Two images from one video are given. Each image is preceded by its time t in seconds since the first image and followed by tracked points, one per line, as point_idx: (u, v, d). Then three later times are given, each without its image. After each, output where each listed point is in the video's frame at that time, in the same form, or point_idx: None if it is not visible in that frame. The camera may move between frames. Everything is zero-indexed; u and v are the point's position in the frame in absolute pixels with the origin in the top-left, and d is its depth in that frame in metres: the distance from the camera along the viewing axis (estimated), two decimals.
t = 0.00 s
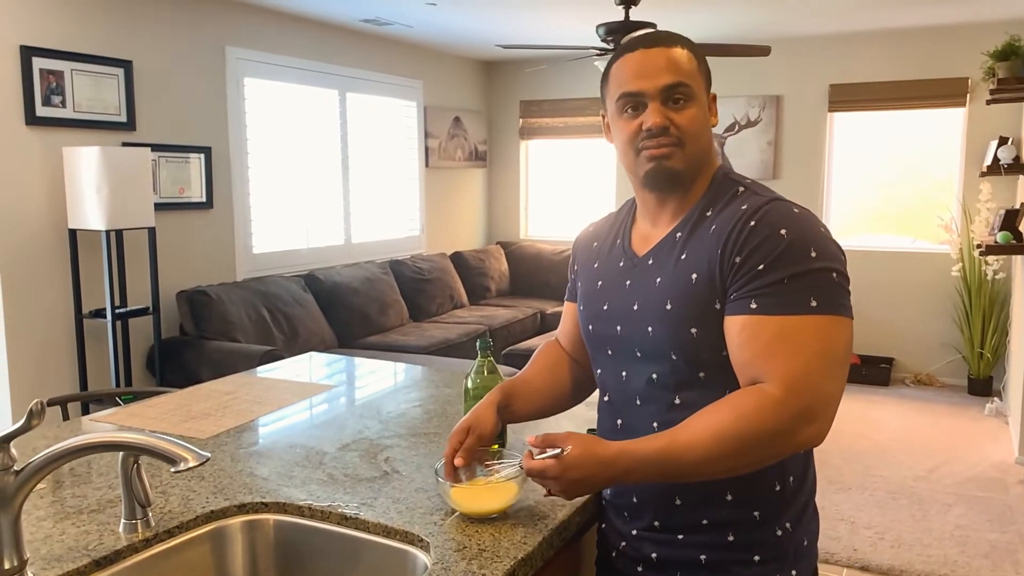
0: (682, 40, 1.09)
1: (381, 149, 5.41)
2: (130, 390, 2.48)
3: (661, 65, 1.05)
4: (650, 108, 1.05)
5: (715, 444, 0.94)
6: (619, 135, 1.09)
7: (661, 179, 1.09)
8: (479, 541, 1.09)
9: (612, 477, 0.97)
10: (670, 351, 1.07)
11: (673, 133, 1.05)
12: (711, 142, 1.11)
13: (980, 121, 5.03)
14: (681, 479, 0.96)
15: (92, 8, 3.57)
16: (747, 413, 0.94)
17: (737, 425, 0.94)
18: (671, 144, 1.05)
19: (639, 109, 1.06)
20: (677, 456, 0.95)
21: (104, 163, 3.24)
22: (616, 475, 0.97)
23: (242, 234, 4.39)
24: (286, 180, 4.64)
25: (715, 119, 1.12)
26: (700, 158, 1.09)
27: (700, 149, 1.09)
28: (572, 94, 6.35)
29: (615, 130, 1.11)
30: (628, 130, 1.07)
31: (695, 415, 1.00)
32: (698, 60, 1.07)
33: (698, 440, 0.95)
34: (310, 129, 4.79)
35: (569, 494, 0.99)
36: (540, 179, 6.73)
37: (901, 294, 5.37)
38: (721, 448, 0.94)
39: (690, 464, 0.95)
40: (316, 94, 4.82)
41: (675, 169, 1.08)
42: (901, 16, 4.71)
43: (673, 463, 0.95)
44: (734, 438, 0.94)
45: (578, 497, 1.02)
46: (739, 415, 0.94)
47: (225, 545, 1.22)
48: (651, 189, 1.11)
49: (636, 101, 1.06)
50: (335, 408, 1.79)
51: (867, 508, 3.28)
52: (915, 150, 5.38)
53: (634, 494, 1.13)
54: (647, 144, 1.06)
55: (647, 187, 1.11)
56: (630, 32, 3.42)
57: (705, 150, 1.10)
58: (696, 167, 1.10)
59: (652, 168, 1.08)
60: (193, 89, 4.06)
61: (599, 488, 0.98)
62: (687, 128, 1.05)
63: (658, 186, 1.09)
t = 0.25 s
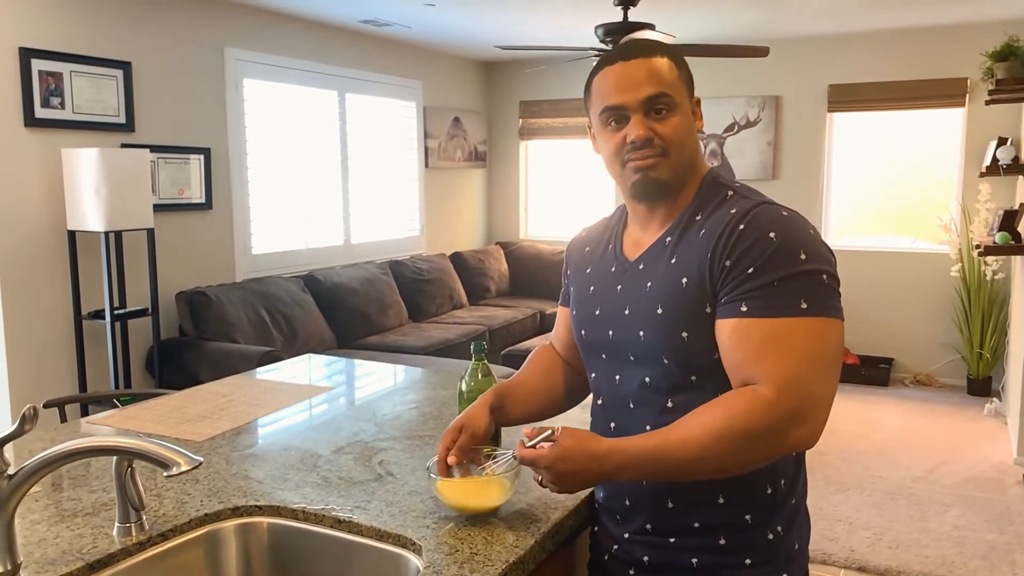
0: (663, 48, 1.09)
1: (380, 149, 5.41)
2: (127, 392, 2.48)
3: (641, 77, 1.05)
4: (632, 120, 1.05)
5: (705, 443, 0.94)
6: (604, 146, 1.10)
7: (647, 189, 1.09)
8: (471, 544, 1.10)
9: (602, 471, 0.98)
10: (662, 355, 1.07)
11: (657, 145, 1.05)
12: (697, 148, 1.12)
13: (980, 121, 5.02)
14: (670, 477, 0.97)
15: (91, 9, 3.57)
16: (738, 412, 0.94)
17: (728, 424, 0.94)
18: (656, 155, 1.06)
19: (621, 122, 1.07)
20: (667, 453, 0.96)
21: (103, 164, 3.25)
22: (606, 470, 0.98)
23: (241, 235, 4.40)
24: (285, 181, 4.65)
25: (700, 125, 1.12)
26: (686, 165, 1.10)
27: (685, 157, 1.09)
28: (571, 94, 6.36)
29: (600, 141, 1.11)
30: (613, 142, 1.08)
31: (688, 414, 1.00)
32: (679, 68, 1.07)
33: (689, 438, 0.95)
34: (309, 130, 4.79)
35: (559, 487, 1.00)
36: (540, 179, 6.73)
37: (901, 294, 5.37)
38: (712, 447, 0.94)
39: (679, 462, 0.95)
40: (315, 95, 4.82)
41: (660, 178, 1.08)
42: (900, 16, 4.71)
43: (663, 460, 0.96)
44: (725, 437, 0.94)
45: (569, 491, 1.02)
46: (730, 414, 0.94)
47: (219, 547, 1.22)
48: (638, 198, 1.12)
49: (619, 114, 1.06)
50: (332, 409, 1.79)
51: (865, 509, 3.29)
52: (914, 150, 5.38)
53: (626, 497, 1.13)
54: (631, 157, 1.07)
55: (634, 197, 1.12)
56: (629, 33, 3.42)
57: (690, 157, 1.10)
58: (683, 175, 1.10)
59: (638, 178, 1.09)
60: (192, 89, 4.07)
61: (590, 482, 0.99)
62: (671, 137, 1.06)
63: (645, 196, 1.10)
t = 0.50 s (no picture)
0: (652, 50, 1.10)
1: (377, 151, 5.42)
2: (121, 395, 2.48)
3: (629, 78, 1.06)
4: (619, 121, 1.06)
5: (683, 442, 0.95)
6: (592, 148, 1.11)
7: (633, 190, 1.10)
8: (457, 546, 1.10)
9: (581, 466, 0.98)
10: (645, 358, 1.08)
11: (643, 147, 1.06)
12: (683, 151, 1.13)
13: (976, 122, 5.03)
14: (647, 474, 0.97)
15: (88, 12, 3.58)
16: (716, 413, 0.94)
17: (706, 424, 0.95)
18: (642, 157, 1.07)
19: (608, 122, 1.07)
20: (646, 450, 0.96)
21: (99, 167, 3.25)
22: (585, 464, 0.98)
23: (237, 237, 4.40)
24: (282, 182, 4.66)
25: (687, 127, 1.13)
26: (673, 167, 1.11)
27: (671, 159, 1.10)
28: (569, 96, 6.36)
29: (587, 143, 1.12)
30: (599, 144, 1.08)
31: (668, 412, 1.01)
32: (667, 71, 1.08)
33: (667, 436, 0.96)
34: (307, 131, 4.80)
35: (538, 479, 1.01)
36: (537, 180, 6.73)
37: (897, 295, 5.38)
38: (689, 446, 0.95)
39: (657, 459, 0.96)
40: (313, 98, 4.83)
41: (646, 180, 1.09)
42: (896, 18, 4.71)
43: (640, 456, 0.96)
44: (702, 437, 0.95)
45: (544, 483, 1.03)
46: (709, 414, 0.95)
47: (208, 549, 1.23)
48: (625, 200, 1.13)
49: (606, 115, 1.07)
50: (324, 411, 1.80)
51: (860, 511, 3.29)
52: (910, 151, 5.39)
53: (612, 499, 1.14)
54: (618, 158, 1.07)
55: (620, 200, 1.13)
56: (624, 34, 3.43)
57: (676, 160, 1.11)
58: (669, 176, 1.11)
59: (624, 180, 1.09)
60: (188, 90, 4.07)
61: (568, 476, 1.00)
62: (657, 140, 1.07)
63: (631, 197, 1.11)
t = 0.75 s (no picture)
0: (609, 58, 1.06)
1: (373, 150, 5.42)
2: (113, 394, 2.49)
3: (578, 102, 1.04)
4: (573, 145, 1.07)
5: (666, 436, 0.96)
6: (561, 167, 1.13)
7: (601, 204, 1.11)
8: (441, 545, 1.11)
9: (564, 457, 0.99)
10: (630, 356, 1.09)
11: (599, 170, 1.06)
12: (654, 155, 1.10)
13: (971, 122, 5.04)
14: (629, 466, 0.98)
15: (83, 11, 3.59)
16: (700, 410, 0.94)
17: (689, 420, 0.95)
18: (599, 179, 1.07)
19: (566, 144, 1.08)
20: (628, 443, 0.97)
21: (93, 166, 3.26)
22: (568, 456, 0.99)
23: (232, 236, 4.40)
24: (277, 182, 4.66)
25: (660, 128, 1.09)
26: (641, 177, 1.10)
27: (638, 170, 1.09)
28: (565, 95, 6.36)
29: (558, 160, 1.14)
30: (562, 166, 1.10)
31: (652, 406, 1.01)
32: (621, 84, 1.04)
33: (650, 431, 0.96)
34: (302, 131, 4.80)
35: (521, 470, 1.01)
36: (534, 180, 6.74)
37: (892, 294, 5.39)
38: (672, 440, 0.96)
39: (638, 453, 0.97)
40: (308, 97, 4.83)
41: (612, 197, 1.10)
42: (891, 17, 4.72)
43: (623, 449, 0.97)
44: (684, 432, 0.95)
45: (521, 471, 1.02)
46: (692, 411, 0.95)
47: (194, 548, 1.23)
48: (599, 212, 1.14)
49: (563, 139, 1.08)
50: (315, 410, 1.80)
51: (853, 509, 3.30)
52: (905, 151, 5.40)
53: (596, 497, 1.15)
54: (579, 181, 1.09)
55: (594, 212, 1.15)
56: (619, 34, 3.43)
57: (643, 172, 1.09)
58: (640, 185, 1.10)
59: (591, 198, 1.11)
60: (183, 89, 4.07)
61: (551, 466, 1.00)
62: (612, 161, 1.06)
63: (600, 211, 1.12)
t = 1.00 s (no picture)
0: (551, 87, 1.10)
1: (372, 150, 5.43)
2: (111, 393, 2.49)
3: (529, 139, 1.10)
4: (538, 176, 1.13)
5: (662, 426, 0.96)
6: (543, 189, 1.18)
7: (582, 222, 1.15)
8: (434, 541, 1.11)
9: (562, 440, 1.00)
10: (626, 356, 1.10)
11: (564, 195, 1.11)
12: (621, 166, 1.12)
13: (968, 122, 5.05)
14: (626, 453, 0.99)
15: (81, 12, 3.59)
16: (697, 402, 0.94)
17: (685, 410, 0.95)
18: (567, 202, 1.12)
19: (535, 176, 1.14)
20: (624, 430, 0.98)
21: (91, 166, 3.26)
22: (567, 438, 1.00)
23: (231, 236, 4.41)
24: (275, 182, 4.67)
25: (620, 138, 1.11)
26: (610, 190, 1.12)
27: (606, 186, 1.12)
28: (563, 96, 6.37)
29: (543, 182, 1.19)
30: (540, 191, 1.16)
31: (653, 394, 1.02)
32: (561, 111, 1.08)
33: (647, 419, 0.97)
34: (300, 131, 4.81)
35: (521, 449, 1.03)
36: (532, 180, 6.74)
37: (889, 294, 5.40)
38: (668, 430, 0.96)
39: (635, 440, 0.98)
40: (307, 97, 4.84)
41: (587, 215, 1.14)
42: (888, 17, 4.73)
43: (619, 435, 0.98)
44: (681, 422, 0.95)
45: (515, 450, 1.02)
46: (689, 403, 0.95)
47: (189, 545, 1.24)
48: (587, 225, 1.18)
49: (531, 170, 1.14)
50: (311, 409, 1.81)
51: (849, 508, 3.31)
52: (903, 151, 5.41)
53: (589, 494, 1.15)
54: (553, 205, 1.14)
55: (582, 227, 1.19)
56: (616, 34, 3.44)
57: (612, 186, 1.12)
58: (613, 198, 1.13)
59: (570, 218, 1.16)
60: (181, 89, 4.08)
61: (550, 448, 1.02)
62: (573, 184, 1.10)
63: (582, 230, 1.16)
